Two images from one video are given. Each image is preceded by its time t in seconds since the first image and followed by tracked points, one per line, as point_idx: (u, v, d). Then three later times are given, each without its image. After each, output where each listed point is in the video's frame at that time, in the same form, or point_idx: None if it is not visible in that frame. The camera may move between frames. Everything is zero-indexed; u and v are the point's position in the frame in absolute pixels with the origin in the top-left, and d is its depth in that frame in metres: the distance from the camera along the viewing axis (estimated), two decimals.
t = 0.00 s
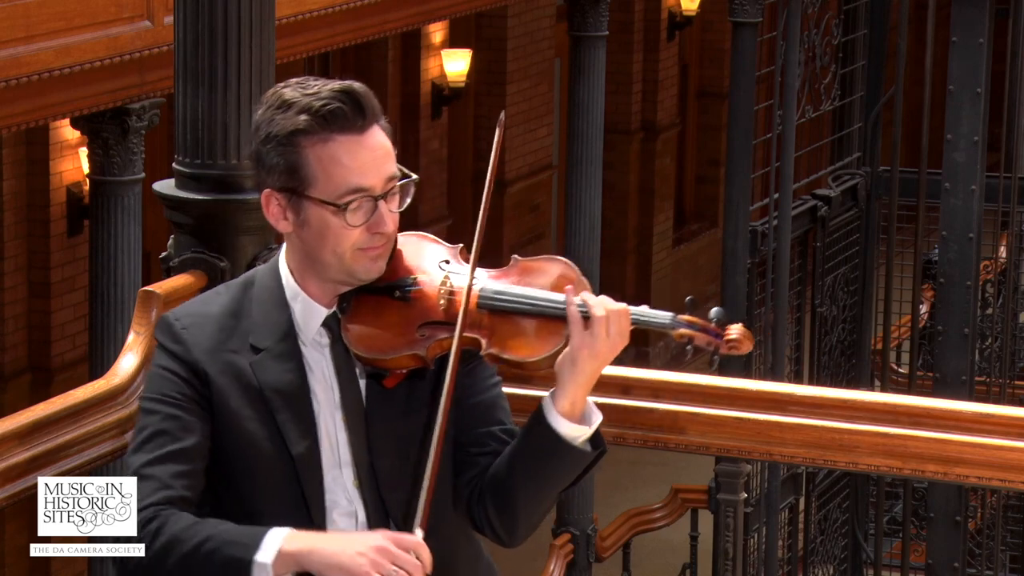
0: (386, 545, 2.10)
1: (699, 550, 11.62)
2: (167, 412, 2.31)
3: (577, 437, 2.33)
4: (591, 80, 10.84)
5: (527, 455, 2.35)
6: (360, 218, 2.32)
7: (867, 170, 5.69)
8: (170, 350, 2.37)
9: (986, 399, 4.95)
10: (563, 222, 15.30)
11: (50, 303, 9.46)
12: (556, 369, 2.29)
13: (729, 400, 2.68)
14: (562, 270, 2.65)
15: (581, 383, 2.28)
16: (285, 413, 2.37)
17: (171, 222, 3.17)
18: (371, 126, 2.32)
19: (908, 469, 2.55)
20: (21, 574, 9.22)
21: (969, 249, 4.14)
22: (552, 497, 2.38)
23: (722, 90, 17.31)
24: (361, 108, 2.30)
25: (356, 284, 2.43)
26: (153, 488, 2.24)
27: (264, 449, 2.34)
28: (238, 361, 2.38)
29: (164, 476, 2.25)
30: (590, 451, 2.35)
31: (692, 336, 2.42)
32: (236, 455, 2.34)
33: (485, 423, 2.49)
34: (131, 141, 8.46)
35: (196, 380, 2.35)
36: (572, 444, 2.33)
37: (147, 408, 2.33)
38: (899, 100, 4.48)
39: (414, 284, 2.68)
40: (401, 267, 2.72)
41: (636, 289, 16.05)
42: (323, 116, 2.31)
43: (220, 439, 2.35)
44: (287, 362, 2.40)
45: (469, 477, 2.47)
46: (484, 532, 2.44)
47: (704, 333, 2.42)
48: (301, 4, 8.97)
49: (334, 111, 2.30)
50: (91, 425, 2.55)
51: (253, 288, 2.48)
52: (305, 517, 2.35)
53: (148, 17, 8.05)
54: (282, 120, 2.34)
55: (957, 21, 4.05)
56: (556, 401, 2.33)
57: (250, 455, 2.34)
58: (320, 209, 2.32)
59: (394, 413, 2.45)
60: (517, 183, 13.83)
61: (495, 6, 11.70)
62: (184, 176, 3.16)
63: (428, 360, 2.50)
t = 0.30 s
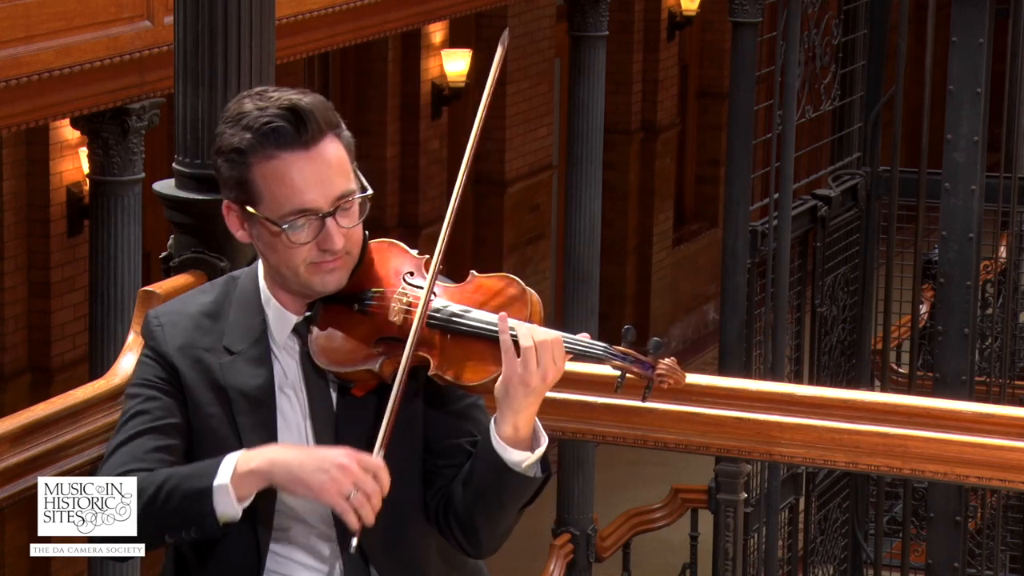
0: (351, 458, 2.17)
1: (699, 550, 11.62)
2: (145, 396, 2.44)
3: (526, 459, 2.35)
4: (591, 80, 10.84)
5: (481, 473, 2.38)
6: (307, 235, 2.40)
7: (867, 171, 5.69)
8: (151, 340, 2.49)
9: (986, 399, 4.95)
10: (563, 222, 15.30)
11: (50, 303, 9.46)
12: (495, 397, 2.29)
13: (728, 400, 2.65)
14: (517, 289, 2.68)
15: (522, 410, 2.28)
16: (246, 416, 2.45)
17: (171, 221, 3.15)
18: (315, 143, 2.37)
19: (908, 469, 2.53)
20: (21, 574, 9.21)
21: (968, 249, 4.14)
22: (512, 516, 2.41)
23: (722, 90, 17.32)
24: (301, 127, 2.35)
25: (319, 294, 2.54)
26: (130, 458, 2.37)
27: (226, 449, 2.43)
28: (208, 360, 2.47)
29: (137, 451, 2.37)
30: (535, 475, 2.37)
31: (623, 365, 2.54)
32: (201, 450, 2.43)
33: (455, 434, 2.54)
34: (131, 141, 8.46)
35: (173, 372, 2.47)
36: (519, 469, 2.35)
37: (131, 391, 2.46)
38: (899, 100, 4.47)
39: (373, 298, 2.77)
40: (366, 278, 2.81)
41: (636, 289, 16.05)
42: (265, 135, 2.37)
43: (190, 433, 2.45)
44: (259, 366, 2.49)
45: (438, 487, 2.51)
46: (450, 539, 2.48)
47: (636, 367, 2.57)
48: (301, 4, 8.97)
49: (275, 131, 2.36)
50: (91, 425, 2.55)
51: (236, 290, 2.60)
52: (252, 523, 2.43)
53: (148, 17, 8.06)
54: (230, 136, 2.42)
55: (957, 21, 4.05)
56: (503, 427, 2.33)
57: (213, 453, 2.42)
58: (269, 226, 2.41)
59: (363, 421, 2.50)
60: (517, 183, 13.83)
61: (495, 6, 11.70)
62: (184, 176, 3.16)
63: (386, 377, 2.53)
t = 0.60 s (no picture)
0: (363, 386, 2.26)
1: (699, 550, 11.63)
2: (152, 378, 2.50)
3: (521, 468, 2.40)
4: (591, 80, 10.85)
5: (476, 480, 2.44)
6: (302, 246, 2.46)
7: (867, 170, 5.69)
8: (157, 326, 2.56)
9: (986, 399, 4.95)
10: (563, 222, 15.30)
11: (50, 303, 9.46)
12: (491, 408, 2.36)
13: (729, 400, 2.65)
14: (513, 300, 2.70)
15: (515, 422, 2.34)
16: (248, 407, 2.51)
17: (171, 221, 3.15)
18: (307, 158, 2.44)
19: (908, 469, 2.53)
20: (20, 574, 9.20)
21: (968, 249, 4.14)
22: (509, 521, 2.47)
23: (722, 90, 17.32)
24: (295, 142, 2.43)
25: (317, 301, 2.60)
26: (144, 432, 2.45)
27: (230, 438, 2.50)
28: (212, 350, 2.54)
29: (150, 427, 2.45)
30: (528, 483, 2.43)
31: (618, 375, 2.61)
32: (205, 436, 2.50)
33: (451, 440, 2.59)
34: (131, 141, 8.46)
35: (178, 357, 2.53)
36: (513, 477, 2.41)
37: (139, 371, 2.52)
38: (899, 100, 4.47)
39: (370, 303, 2.75)
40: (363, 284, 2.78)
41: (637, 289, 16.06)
42: (259, 150, 2.45)
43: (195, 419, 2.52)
44: (260, 360, 2.55)
45: (435, 491, 2.57)
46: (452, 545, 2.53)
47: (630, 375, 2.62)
48: (301, 4, 8.97)
49: (269, 145, 2.44)
50: (90, 425, 2.54)
51: (237, 285, 2.65)
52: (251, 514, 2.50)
53: (148, 17, 8.06)
54: (226, 147, 2.50)
55: (957, 21, 4.04)
56: (495, 436, 2.39)
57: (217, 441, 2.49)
58: (264, 238, 2.48)
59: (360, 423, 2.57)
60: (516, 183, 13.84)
61: (494, 6, 11.70)
62: (184, 176, 3.15)
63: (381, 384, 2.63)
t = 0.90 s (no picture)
0: (408, 433, 2.17)
1: (699, 550, 11.63)
2: (180, 376, 2.42)
3: (572, 453, 2.36)
4: (591, 80, 10.85)
5: (521, 470, 2.39)
6: (373, 220, 2.39)
7: (867, 171, 5.69)
8: (187, 323, 2.49)
9: (986, 399, 4.95)
10: (563, 222, 15.29)
11: (50, 303, 9.46)
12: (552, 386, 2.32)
13: (728, 400, 2.65)
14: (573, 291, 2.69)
15: (576, 403, 2.32)
16: (284, 401, 2.45)
17: (171, 221, 3.14)
18: (398, 133, 2.39)
19: (908, 469, 2.53)
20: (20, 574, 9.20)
21: (969, 249, 4.14)
22: (545, 513, 2.43)
23: (722, 90, 17.32)
24: (393, 114, 2.37)
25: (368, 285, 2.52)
26: (167, 433, 2.35)
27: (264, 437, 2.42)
28: (246, 344, 2.47)
29: (174, 428, 2.35)
30: (584, 469, 2.38)
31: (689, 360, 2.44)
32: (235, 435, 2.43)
33: (486, 432, 2.54)
34: (131, 141, 8.46)
35: (209, 353, 2.46)
36: (567, 460, 2.36)
37: (164, 371, 2.44)
38: (900, 100, 4.47)
39: (423, 288, 2.73)
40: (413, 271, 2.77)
41: (637, 289, 16.06)
42: (353, 115, 2.39)
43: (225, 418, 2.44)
44: (296, 352, 2.48)
45: (467, 483, 2.51)
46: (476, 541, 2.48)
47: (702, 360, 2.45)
48: (301, 4, 8.96)
49: (365, 112, 2.38)
50: (90, 425, 2.54)
51: (268, 278, 2.58)
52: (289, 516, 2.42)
53: (148, 17, 8.05)
54: (314, 112, 2.42)
55: (957, 21, 4.04)
56: (552, 417, 2.35)
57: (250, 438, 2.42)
58: (336, 206, 2.40)
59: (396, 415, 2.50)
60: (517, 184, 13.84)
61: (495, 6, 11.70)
62: (184, 176, 3.14)
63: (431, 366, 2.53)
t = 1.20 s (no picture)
0: (336, 512, 2.09)
1: (699, 550, 11.63)
2: (154, 377, 2.41)
3: (542, 448, 2.27)
4: (591, 80, 10.85)
5: (492, 469, 2.32)
6: (348, 211, 2.37)
7: (867, 171, 5.69)
8: (168, 324, 2.48)
9: (986, 399, 4.95)
10: (563, 222, 15.29)
11: (50, 303, 9.47)
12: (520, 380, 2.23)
13: (729, 401, 2.65)
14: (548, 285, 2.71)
15: (543, 397, 2.22)
16: (264, 397, 2.42)
17: (171, 221, 3.14)
18: (374, 123, 2.37)
19: (908, 469, 2.53)
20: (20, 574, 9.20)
21: (969, 249, 4.14)
22: (522, 509, 2.35)
23: (722, 90, 17.33)
24: (366, 104, 2.35)
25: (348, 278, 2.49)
26: (124, 440, 2.34)
27: (241, 436, 2.40)
28: (226, 344, 2.46)
29: (128, 434, 2.35)
30: (552, 464, 2.29)
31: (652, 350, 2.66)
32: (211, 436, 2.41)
33: (465, 429, 2.46)
34: (131, 141, 8.46)
35: (187, 354, 2.45)
36: (535, 454, 2.27)
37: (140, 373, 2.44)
38: (899, 100, 4.47)
39: (402, 281, 2.73)
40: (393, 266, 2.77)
41: (637, 289, 16.06)
42: (328, 105, 2.37)
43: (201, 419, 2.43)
44: (277, 349, 2.47)
45: (445, 477, 2.44)
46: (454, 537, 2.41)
47: (664, 350, 2.68)
48: (301, 4, 8.97)
49: (339, 102, 2.36)
50: (91, 425, 2.54)
51: (259, 275, 2.57)
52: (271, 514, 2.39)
53: (148, 17, 8.05)
54: (290, 102, 2.41)
55: (957, 21, 4.05)
56: (521, 412, 2.26)
57: (227, 436, 2.40)
58: (310, 197, 2.38)
59: (374, 411, 2.44)
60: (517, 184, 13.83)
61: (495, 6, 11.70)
62: (184, 176, 3.15)
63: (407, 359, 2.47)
